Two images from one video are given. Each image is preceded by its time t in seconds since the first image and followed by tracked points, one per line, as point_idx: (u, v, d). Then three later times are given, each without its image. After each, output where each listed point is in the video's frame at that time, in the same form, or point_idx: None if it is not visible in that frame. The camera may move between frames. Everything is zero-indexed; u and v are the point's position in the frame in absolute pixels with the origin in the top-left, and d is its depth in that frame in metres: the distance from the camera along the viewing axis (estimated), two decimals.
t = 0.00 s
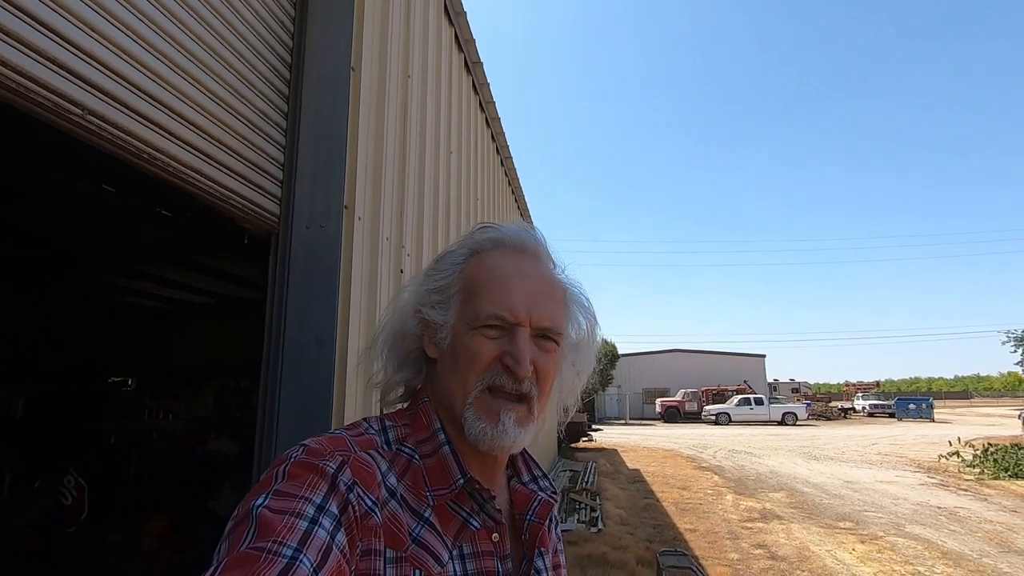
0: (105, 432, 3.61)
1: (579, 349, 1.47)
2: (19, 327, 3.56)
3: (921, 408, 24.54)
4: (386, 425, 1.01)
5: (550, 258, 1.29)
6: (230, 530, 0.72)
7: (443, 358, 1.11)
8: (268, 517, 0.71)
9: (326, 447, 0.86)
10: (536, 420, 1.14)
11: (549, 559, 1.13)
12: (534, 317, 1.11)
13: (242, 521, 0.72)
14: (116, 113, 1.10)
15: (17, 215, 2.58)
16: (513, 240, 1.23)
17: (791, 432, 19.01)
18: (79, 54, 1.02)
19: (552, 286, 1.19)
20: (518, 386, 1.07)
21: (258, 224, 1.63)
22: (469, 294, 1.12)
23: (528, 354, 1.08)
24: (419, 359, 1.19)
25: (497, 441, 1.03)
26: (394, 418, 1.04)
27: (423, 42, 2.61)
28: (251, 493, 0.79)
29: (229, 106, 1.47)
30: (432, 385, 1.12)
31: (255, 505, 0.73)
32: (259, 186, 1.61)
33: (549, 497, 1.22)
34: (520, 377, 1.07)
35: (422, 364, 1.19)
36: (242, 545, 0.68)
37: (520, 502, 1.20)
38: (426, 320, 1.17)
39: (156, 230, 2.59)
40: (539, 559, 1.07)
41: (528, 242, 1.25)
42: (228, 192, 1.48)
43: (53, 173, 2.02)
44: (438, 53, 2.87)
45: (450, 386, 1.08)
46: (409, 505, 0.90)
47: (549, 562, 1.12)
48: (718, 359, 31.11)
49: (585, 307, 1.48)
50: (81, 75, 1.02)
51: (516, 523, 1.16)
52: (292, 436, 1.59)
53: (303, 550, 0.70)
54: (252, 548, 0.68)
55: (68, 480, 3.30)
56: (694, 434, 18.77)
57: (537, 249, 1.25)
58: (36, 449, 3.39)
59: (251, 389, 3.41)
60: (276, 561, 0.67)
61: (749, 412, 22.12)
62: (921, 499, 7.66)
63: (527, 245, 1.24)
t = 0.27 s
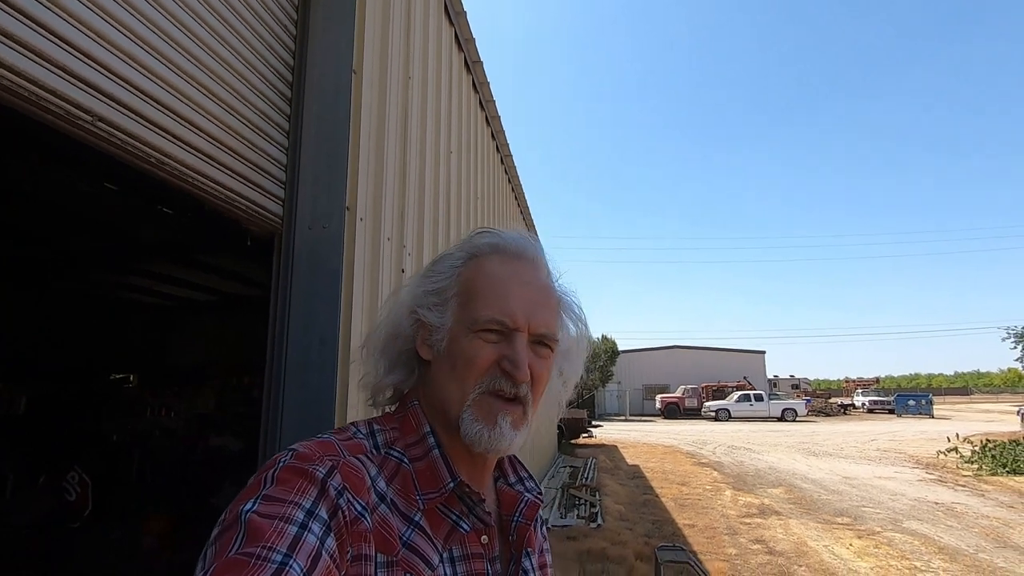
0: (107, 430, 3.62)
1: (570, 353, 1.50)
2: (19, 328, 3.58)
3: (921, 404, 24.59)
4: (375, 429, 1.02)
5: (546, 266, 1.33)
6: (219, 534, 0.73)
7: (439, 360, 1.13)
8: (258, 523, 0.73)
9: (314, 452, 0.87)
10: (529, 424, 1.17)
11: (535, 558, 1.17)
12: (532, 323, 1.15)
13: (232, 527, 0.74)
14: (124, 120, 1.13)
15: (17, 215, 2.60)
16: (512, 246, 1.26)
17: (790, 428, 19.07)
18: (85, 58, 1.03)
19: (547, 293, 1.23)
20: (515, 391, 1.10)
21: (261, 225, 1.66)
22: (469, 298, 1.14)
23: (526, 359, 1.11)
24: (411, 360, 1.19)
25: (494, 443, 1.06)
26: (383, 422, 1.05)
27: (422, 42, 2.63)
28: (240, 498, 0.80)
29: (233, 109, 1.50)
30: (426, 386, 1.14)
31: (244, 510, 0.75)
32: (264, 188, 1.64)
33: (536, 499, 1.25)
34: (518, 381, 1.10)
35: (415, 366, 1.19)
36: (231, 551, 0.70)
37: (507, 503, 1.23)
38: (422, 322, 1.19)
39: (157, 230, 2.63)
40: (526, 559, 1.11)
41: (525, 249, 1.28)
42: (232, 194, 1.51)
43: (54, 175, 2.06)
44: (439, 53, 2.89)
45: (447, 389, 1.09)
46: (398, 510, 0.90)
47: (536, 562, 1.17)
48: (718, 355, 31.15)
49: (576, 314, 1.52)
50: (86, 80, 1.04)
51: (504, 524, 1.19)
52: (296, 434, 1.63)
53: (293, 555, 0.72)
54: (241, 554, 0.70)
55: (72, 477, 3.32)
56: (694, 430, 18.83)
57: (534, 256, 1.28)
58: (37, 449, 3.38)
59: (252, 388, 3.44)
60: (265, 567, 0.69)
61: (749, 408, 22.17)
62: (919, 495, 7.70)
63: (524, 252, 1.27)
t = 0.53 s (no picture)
0: (112, 428, 3.62)
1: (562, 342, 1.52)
2: (19, 328, 3.54)
3: (927, 404, 24.50)
4: (372, 423, 1.02)
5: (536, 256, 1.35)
6: (217, 530, 0.72)
7: (433, 353, 1.14)
8: (256, 518, 0.72)
9: (312, 446, 0.87)
10: (526, 411, 1.19)
11: (533, 551, 1.19)
12: (524, 312, 1.17)
13: (228, 522, 0.72)
14: (141, 123, 1.17)
15: (17, 215, 2.64)
16: (501, 236, 1.27)
17: (795, 427, 19.04)
18: (91, 55, 1.04)
19: (538, 281, 1.25)
20: (511, 378, 1.13)
21: (271, 224, 1.69)
22: (461, 289, 1.16)
23: (521, 347, 1.13)
24: (404, 355, 1.22)
25: (492, 430, 1.09)
26: (380, 416, 1.05)
27: (428, 42, 2.66)
28: (237, 494, 0.79)
29: (244, 111, 1.53)
30: (422, 379, 1.15)
31: (242, 506, 0.74)
32: (274, 188, 1.67)
33: (532, 491, 1.27)
34: (514, 369, 1.13)
35: (408, 360, 1.22)
36: (229, 546, 0.69)
37: (505, 495, 1.25)
38: (414, 316, 1.20)
39: (164, 227, 2.64)
40: (524, 551, 1.12)
41: (514, 238, 1.30)
42: (244, 194, 1.55)
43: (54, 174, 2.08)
44: (444, 53, 2.91)
45: (443, 379, 1.11)
46: (397, 503, 0.90)
47: (533, 554, 1.18)
48: (722, 354, 31.11)
49: (569, 305, 1.54)
50: (94, 77, 1.05)
51: (501, 517, 1.20)
52: (306, 428, 1.66)
53: (293, 550, 0.70)
54: (240, 549, 0.68)
55: (82, 472, 3.36)
56: (698, 429, 18.82)
57: (523, 246, 1.30)
58: (37, 448, 3.42)
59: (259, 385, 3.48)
60: (264, 562, 0.68)
61: (754, 407, 22.15)
62: (924, 495, 7.69)
63: (513, 242, 1.28)
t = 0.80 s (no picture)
0: (121, 425, 3.66)
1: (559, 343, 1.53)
2: (18, 328, 3.51)
3: (934, 405, 24.37)
4: (366, 419, 1.03)
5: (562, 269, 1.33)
6: (208, 524, 0.72)
7: (460, 360, 1.11)
8: (247, 512, 0.71)
9: (305, 441, 0.87)
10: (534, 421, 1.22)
11: (529, 543, 1.20)
12: (556, 333, 1.17)
13: (220, 517, 0.72)
14: (151, 123, 1.18)
15: (15, 215, 2.67)
16: (536, 248, 1.24)
17: (801, 428, 18.97)
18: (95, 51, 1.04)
19: (567, 301, 1.25)
20: (536, 398, 1.14)
21: (279, 224, 1.70)
22: (497, 302, 1.13)
23: (551, 370, 1.14)
24: (419, 352, 1.17)
25: (514, 446, 1.11)
26: (374, 412, 1.06)
27: (434, 43, 2.67)
28: (229, 489, 0.79)
29: (252, 112, 1.54)
30: (441, 382, 1.12)
31: (233, 501, 0.73)
32: (280, 189, 1.68)
33: (527, 483, 1.28)
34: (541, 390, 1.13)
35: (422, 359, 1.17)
36: (220, 541, 0.68)
37: (500, 489, 1.25)
38: (439, 316, 1.16)
39: (168, 226, 2.66)
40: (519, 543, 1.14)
41: (547, 251, 1.28)
42: (252, 194, 1.56)
43: (54, 171, 2.08)
44: (449, 54, 2.92)
45: (470, 390, 1.09)
46: (392, 497, 0.90)
47: (529, 546, 1.19)
48: (728, 354, 31.03)
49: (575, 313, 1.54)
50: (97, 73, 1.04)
51: (496, 510, 1.20)
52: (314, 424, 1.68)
53: (285, 543, 0.70)
54: (231, 543, 0.68)
55: (90, 470, 3.37)
56: (703, 430, 18.78)
57: (554, 261, 1.28)
58: (38, 448, 3.43)
59: (265, 384, 3.51)
60: (256, 556, 0.67)
61: (759, 408, 22.08)
62: (930, 496, 7.65)
63: (546, 255, 1.26)
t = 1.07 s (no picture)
0: (129, 426, 3.73)
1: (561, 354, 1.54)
2: (19, 327, 3.52)
3: (940, 406, 24.24)
4: (370, 418, 1.03)
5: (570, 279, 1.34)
6: (212, 519, 0.71)
7: (465, 354, 1.12)
8: (251, 507, 0.71)
9: (309, 438, 0.87)
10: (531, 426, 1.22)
11: (531, 541, 1.21)
12: (560, 340, 1.18)
13: (224, 512, 0.72)
14: (159, 129, 1.20)
15: (16, 215, 2.66)
16: (549, 256, 1.26)
17: (806, 429, 18.90)
18: (98, 54, 1.04)
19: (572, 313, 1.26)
20: (535, 400, 1.14)
21: (285, 227, 1.72)
22: (508, 302, 1.14)
23: (553, 375, 1.14)
24: (427, 342, 1.18)
25: (510, 443, 1.11)
26: (379, 412, 1.07)
27: (438, 46, 2.68)
28: (233, 486, 0.78)
29: (258, 117, 1.56)
30: (444, 373, 1.13)
31: (238, 496, 0.73)
32: (286, 193, 1.70)
33: (525, 482, 1.28)
34: (541, 393, 1.14)
35: (430, 349, 1.18)
36: (224, 536, 0.68)
37: (499, 487, 1.26)
38: (451, 310, 1.16)
39: (172, 228, 2.66)
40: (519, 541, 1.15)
41: (560, 262, 1.29)
42: (258, 198, 1.57)
43: (53, 171, 2.06)
44: (453, 56, 2.93)
45: (472, 385, 1.10)
46: (396, 496, 0.91)
47: (531, 545, 1.20)
48: (732, 355, 30.95)
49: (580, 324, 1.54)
50: (100, 76, 1.04)
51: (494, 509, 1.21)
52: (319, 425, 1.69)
53: (287, 539, 0.70)
54: (235, 538, 0.67)
55: (98, 471, 3.37)
56: (708, 431, 18.73)
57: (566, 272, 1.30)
58: (39, 447, 3.43)
59: (271, 385, 3.52)
60: (259, 551, 0.67)
61: (765, 409, 22.01)
62: (937, 497, 7.62)
63: (559, 264, 1.28)
